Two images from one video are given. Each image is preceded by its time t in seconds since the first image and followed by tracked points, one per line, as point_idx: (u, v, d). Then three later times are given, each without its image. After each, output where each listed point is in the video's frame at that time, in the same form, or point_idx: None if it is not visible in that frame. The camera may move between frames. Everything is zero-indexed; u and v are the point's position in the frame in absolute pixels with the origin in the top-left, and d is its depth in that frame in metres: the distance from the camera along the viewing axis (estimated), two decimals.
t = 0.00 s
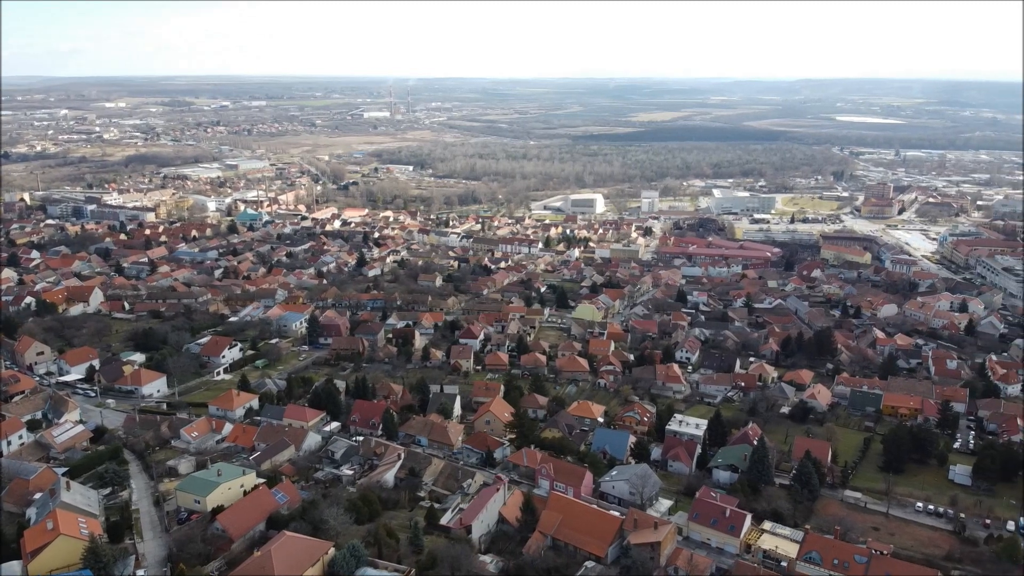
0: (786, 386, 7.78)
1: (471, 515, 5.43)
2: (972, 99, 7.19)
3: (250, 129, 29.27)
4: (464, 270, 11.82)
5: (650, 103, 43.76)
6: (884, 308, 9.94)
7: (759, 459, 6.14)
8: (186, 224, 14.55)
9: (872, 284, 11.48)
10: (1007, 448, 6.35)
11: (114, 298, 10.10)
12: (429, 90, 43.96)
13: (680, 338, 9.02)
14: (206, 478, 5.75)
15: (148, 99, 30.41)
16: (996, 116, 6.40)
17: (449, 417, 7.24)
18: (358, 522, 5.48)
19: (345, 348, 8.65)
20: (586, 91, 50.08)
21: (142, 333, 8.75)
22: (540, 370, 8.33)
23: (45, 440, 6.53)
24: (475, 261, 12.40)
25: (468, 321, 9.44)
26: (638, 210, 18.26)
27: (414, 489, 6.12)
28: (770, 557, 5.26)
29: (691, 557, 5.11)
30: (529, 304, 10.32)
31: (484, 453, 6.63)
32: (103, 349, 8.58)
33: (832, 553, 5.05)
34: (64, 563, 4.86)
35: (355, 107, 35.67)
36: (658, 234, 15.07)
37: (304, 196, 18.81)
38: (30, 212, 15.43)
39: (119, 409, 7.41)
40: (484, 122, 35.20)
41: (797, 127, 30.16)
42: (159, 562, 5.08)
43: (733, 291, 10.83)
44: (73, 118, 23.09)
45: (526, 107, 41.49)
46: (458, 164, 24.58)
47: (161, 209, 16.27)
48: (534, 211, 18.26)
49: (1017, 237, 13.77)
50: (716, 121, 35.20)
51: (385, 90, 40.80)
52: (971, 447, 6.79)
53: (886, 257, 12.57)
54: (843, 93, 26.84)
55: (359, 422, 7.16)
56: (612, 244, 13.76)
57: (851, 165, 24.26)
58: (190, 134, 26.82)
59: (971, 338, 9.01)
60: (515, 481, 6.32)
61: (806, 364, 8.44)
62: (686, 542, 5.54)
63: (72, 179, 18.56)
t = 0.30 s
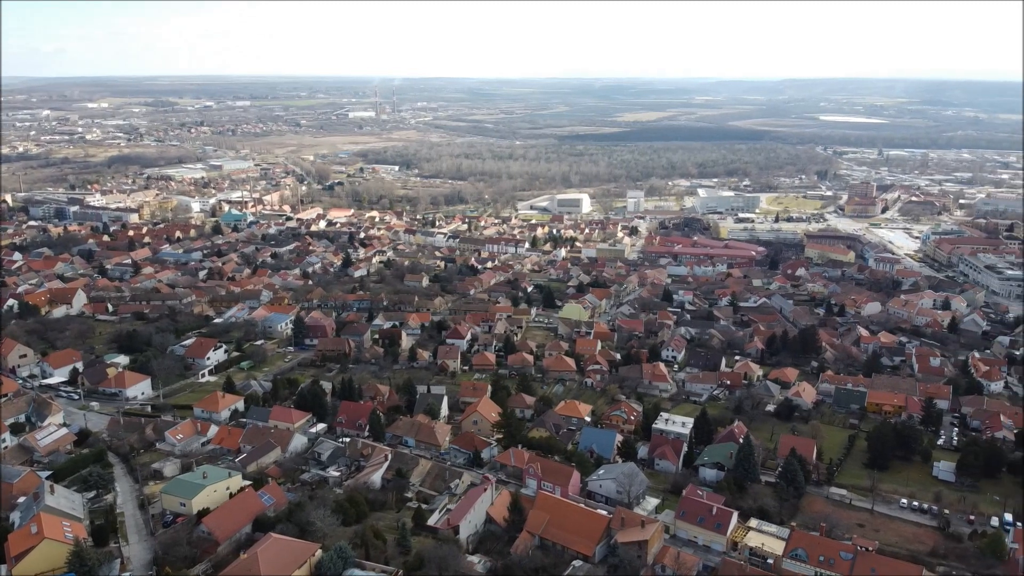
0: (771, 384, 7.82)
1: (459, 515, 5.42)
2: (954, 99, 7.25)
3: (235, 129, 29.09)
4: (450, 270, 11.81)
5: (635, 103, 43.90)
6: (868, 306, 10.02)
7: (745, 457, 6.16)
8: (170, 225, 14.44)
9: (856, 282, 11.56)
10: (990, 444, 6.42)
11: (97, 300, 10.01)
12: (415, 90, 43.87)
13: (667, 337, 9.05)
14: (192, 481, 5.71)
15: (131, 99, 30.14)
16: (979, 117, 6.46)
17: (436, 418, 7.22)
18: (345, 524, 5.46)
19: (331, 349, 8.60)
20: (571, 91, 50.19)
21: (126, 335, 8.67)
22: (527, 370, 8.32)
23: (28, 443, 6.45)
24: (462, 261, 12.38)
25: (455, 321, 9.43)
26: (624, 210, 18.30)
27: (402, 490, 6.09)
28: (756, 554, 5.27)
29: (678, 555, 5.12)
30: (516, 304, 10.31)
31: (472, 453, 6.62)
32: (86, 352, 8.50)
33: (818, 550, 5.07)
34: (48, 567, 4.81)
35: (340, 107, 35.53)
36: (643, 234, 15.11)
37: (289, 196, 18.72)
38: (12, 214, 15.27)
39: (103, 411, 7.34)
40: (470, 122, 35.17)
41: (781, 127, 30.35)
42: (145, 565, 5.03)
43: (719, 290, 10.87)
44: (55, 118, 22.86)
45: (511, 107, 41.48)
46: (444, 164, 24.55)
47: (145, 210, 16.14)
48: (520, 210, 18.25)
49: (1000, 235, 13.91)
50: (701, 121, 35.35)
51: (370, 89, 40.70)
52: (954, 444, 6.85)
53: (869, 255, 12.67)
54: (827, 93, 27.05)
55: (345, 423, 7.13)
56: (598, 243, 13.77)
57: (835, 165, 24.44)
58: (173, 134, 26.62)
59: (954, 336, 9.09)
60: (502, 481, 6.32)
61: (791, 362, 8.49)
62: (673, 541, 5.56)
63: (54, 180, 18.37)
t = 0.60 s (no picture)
0: (756, 382, 7.85)
1: (446, 515, 5.41)
2: (938, 98, 7.32)
3: (218, 129, 28.89)
4: (437, 270, 11.79)
5: (620, 103, 44.00)
6: (852, 304, 10.09)
7: (731, 455, 6.18)
8: (154, 227, 14.33)
9: (840, 280, 11.64)
10: (973, 441, 6.48)
11: (80, 302, 9.92)
12: (400, 89, 43.75)
13: (653, 336, 9.07)
14: (177, 483, 5.66)
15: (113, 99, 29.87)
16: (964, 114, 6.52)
17: (423, 418, 7.20)
18: (332, 525, 5.43)
19: (316, 351, 8.55)
20: (557, 91, 50.30)
21: (110, 337, 8.59)
22: (514, 369, 8.31)
23: (10, 446, 6.38)
24: (448, 261, 12.37)
25: (441, 321, 9.41)
26: (609, 209, 18.33)
27: (389, 491, 6.07)
28: (743, 551, 5.28)
29: (665, 553, 5.13)
30: (502, 304, 10.30)
31: (459, 453, 6.60)
32: (69, 354, 8.42)
33: (803, 547, 5.10)
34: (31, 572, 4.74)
35: (325, 107, 35.36)
36: (629, 233, 15.15)
37: (273, 197, 18.63)
38: None
39: (87, 414, 7.27)
40: (455, 122, 35.12)
41: (766, 127, 30.53)
42: (130, 569, 4.99)
43: (704, 289, 10.91)
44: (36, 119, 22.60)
45: (497, 107, 41.45)
46: (429, 164, 24.50)
47: (128, 211, 16.00)
48: (506, 211, 18.23)
49: (981, 234, 14.06)
50: (685, 121, 35.49)
51: (356, 89, 40.53)
52: (938, 441, 6.91)
53: (853, 254, 12.76)
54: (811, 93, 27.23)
55: (331, 425, 7.09)
56: (584, 243, 13.78)
57: (818, 164, 24.59)
58: (157, 134, 26.41)
59: (937, 333, 9.16)
60: (490, 481, 6.31)
61: (776, 360, 8.53)
62: (660, 539, 5.57)
63: (36, 182, 18.16)
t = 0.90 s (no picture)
0: (742, 381, 7.89)
1: (433, 516, 5.39)
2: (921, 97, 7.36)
3: (202, 129, 28.68)
4: (423, 270, 11.76)
5: (606, 104, 44.09)
6: (836, 303, 10.15)
7: (717, 453, 6.20)
8: (137, 228, 14.21)
9: (824, 279, 11.71)
10: (957, 437, 6.54)
11: (63, 304, 9.82)
12: (386, 89, 43.62)
13: (639, 335, 9.09)
14: (162, 487, 5.62)
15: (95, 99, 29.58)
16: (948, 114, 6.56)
17: (410, 419, 7.18)
18: (318, 527, 5.41)
19: (302, 352, 8.51)
20: (542, 91, 50.35)
21: (93, 339, 8.51)
22: (501, 369, 8.31)
23: None
24: (434, 261, 12.35)
25: (428, 321, 9.39)
26: (595, 209, 18.36)
27: (376, 492, 6.05)
28: (729, 549, 5.30)
29: (652, 551, 5.14)
30: (489, 304, 10.29)
31: (446, 454, 6.59)
32: (52, 357, 8.33)
33: (789, 544, 5.12)
34: None
35: (310, 106, 35.18)
36: (615, 233, 15.18)
37: (258, 197, 18.52)
38: None
39: (70, 417, 7.20)
40: (441, 122, 35.06)
41: (750, 127, 30.68)
42: (115, 573, 4.95)
43: (690, 288, 10.94)
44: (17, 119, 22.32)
45: (483, 107, 41.42)
46: (415, 164, 24.45)
47: (111, 212, 15.85)
48: (493, 211, 18.21)
49: (963, 233, 14.18)
50: (670, 121, 35.64)
51: (341, 88, 40.38)
52: (921, 437, 6.96)
53: (837, 253, 12.84)
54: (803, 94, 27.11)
55: (317, 427, 7.06)
56: (570, 243, 13.80)
57: (802, 163, 24.74)
58: (139, 134, 26.17)
59: (920, 331, 9.24)
60: (477, 482, 6.30)
61: (761, 358, 8.56)
62: (647, 537, 5.58)
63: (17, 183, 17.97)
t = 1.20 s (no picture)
0: (728, 379, 7.92)
1: (420, 517, 5.38)
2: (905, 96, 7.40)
3: (185, 129, 28.47)
4: (409, 270, 11.74)
5: (591, 104, 44.18)
6: (820, 301, 10.21)
7: (703, 451, 6.22)
8: (120, 229, 14.09)
9: (808, 277, 11.77)
10: (940, 434, 6.59)
11: (46, 306, 9.72)
12: (371, 89, 43.47)
13: (625, 334, 9.10)
14: (147, 490, 5.57)
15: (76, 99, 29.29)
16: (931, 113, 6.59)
17: (397, 420, 7.15)
18: (305, 529, 5.38)
19: (287, 353, 8.47)
20: (528, 91, 50.39)
21: (76, 342, 8.43)
22: (488, 369, 8.30)
23: None
24: (420, 262, 12.32)
25: (414, 322, 9.36)
26: (582, 209, 18.38)
27: (363, 493, 6.02)
28: (716, 547, 5.32)
29: (639, 550, 5.15)
30: (476, 304, 10.29)
31: (433, 455, 6.57)
32: (35, 359, 8.25)
33: (775, 541, 5.14)
34: None
35: (294, 106, 34.99)
36: (601, 233, 15.20)
37: (242, 198, 18.42)
38: None
39: (54, 420, 7.13)
40: (427, 122, 35.01)
41: (735, 127, 30.84)
42: None
43: (675, 287, 10.98)
44: None
45: (468, 107, 41.39)
46: (401, 165, 24.40)
47: (94, 213, 15.71)
48: (479, 211, 18.20)
49: (945, 231, 14.29)
50: (655, 121, 35.79)
51: (327, 88, 40.25)
52: (905, 434, 7.01)
53: (821, 251, 12.93)
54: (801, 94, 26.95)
55: (303, 428, 7.02)
56: (557, 243, 13.81)
57: (786, 163, 24.89)
58: (122, 134, 25.95)
59: (904, 329, 9.31)
60: (464, 482, 6.29)
61: (747, 357, 8.60)
62: (634, 536, 5.58)
63: None
